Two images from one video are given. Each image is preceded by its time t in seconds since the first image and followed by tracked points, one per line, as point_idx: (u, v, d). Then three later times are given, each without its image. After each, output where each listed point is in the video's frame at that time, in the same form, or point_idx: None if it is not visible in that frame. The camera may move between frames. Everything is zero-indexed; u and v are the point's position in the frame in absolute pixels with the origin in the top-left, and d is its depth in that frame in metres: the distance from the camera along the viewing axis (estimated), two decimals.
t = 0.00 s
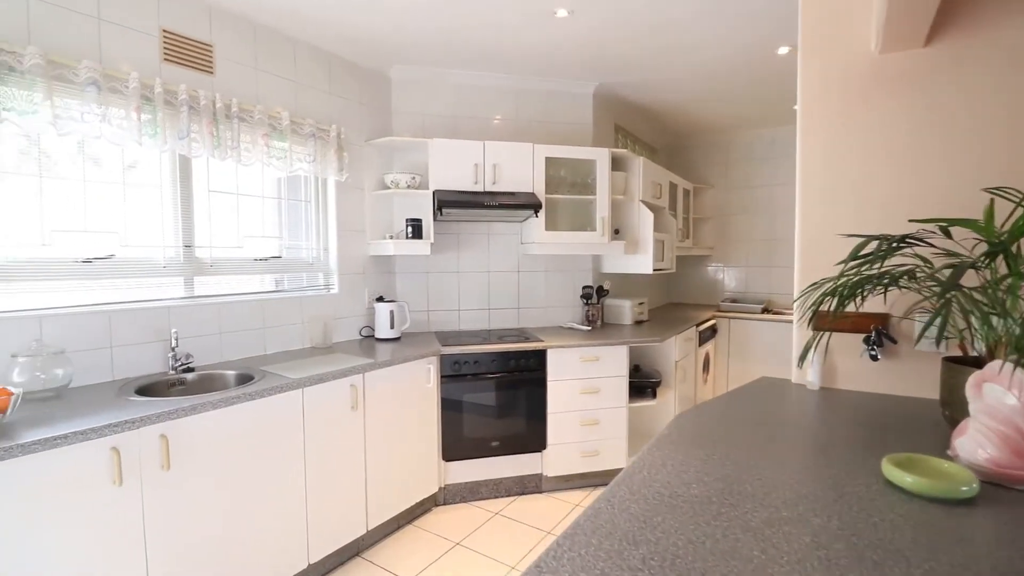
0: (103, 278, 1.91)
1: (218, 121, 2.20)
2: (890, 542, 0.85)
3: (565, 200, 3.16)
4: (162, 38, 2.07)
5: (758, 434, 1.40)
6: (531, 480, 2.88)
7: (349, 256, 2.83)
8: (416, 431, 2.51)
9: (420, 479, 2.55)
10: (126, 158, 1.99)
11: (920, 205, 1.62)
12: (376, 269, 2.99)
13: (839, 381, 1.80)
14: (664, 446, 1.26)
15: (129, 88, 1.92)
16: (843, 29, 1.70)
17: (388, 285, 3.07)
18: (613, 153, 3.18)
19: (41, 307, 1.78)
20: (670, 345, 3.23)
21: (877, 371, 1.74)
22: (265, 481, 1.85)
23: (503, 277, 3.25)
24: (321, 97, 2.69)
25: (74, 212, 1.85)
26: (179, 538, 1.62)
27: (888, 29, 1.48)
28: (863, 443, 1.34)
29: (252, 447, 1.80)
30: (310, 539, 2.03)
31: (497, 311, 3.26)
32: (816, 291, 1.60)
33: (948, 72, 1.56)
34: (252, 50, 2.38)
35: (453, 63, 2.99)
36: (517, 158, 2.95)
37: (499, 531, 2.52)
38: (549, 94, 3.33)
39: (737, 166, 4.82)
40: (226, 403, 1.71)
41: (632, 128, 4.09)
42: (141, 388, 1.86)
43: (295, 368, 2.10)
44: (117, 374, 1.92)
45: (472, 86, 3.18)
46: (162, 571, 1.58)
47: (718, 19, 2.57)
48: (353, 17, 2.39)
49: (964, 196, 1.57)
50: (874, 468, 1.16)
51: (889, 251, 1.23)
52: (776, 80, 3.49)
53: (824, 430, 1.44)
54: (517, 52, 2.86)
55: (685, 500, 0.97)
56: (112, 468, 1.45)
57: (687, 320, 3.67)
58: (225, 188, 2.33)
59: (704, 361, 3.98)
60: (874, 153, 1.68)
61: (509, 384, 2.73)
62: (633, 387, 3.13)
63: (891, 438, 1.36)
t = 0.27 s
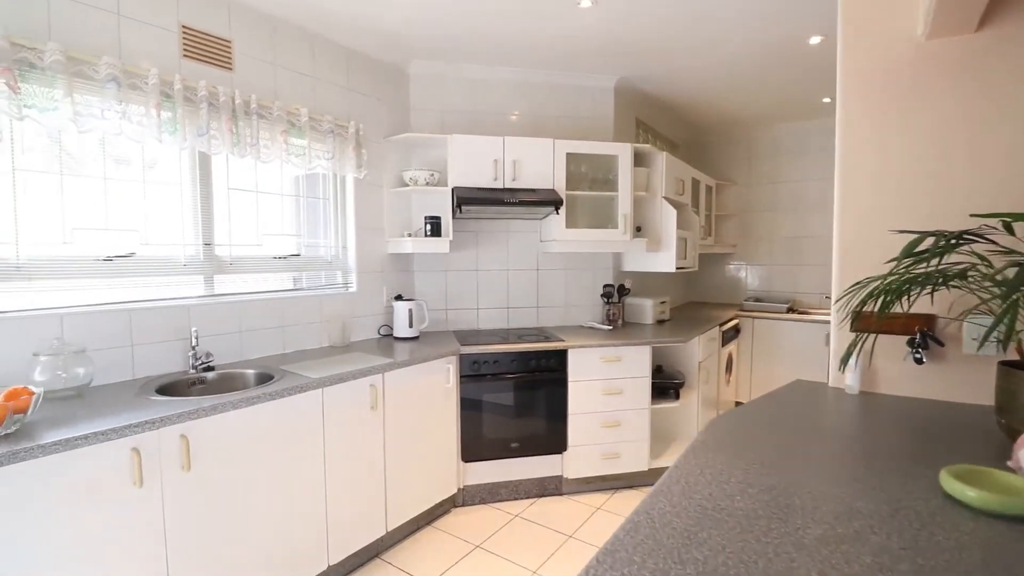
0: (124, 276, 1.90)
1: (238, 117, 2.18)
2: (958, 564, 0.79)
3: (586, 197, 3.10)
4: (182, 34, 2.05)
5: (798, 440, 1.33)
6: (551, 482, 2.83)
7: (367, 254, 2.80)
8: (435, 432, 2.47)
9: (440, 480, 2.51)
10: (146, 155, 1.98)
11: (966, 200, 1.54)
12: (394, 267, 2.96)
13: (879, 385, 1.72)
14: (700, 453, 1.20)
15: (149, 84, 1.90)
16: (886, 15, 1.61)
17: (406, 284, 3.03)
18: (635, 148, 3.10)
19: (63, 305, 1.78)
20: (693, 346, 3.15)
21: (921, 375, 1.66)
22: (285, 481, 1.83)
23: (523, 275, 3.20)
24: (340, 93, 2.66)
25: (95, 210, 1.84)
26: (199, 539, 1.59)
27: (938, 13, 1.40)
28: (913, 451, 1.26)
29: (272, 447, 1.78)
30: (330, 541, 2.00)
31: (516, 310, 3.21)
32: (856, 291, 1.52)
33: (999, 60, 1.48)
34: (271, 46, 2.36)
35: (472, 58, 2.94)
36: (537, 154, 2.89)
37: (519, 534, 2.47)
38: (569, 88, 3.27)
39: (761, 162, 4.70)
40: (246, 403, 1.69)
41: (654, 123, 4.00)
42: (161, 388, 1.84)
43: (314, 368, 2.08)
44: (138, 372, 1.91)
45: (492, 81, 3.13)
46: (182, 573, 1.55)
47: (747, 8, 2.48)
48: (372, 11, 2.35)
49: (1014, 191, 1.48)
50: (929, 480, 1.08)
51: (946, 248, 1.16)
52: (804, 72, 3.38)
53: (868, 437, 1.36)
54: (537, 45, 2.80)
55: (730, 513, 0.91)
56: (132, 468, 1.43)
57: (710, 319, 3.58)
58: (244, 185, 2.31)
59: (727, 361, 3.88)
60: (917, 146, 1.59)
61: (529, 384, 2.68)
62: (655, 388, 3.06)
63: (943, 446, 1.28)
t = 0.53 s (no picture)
0: (133, 274, 1.86)
1: (248, 112, 2.13)
2: None
3: (602, 193, 3.03)
4: (191, 26, 2.00)
5: (836, 448, 1.26)
6: (565, 484, 2.78)
7: (378, 251, 2.76)
8: (449, 433, 2.42)
9: (453, 482, 2.47)
10: (155, 151, 1.94)
11: (1005, 197, 1.47)
12: (406, 265, 2.91)
13: (915, 388, 1.64)
14: (735, 462, 1.14)
15: (158, 78, 1.86)
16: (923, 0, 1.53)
17: (418, 282, 2.98)
18: (651, 142, 3.03)
19: (71, 304, 1.74)
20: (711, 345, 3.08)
21: (960, 378, 1.58)
22: (297, 484, 1.78)
23: (536, 272, 3.14)
24: (351, 87, 2.61)
25: (104, 207, 1.81)
26: (210, 544, 1.55)
27: None
28: (961, 460, 1.19)
29: (285, 450, 1.73)
30: (343, 544, 1.96)
31: (529, 308, 3.15)
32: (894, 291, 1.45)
33: None
34: (282, 38, 2.30)
35: (485, 51, 2.87)
36: (552, 149, 2.82)
37: (534, 537, 2.42)
38: (584, 82, 3.20)
39: (777, 157, 4.60)
40: (258, 405, 1.64)
41: (669, 117, 3.92)
42: (171, 389, 1.80)
43: (326, 368, 2.03)
44: (147, 372, 1.87)
45: (505, 74, 3.06)
46: None
47: None
48: (385, 2, 2.29)
49: None
50: (984, 492, 1.01)
51: (1003, 246, 1.08)
52: (825, 64, 3.29)
53: (910, 444, 1.29)
54: (552, 38, 2.73)
55: (777, 531, 0.85)
56: (141, 473, 1.39)
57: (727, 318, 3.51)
58: (255, 181, 2.27)
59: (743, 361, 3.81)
60: (954, 139, 1.52)
61: (544, 384, 2.62)
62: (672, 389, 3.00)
63: (992, 455, 1.21)
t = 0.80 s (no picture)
0: (142, 272, 1.81)
1: (259, 105, 2.07)
2: None
3: (619, 189, 2.95)
4: (201, 17, 1.94)
5: (883, 457, 1.19)
6: (581, 487, 2.71)
7: (391, 249, 2.69)
8: (463, 435, 2.36)
9: (468, 486, 2.41)
10: (164, 145, 1.89)
11: None
12: (418, 263, 2.85)
13: (957, 394, 1.56)
14: (780, 474, 1.07)
15: (167, 69, 1.80)
16: None
17: (430, 280, 2.92)
18: (670, 137, 2.95)
19: (79, 302, 1.69)
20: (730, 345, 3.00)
21: (1006, 383, 1.50)
22: (310, 489, 1.73)
23: (550, 271, 3.07)
24: (363, 80, 2.54)
25: (112, 203, 1.75)
26: (222, 552, 1.50)
27: None
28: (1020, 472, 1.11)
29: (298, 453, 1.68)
30: (357, 551, 1.90)
31: (543, 307, 3.08)
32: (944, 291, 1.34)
33: None
34: (293, 30, 2.24)
35: (500, 44, 2.80)
36: (568, 144, 2.75)
37: (551, 542, 2.35)
38: (600, 75, 3.12)
39: (794, 153, 4.51)
40: (271, 408, 1.59)
41: (685, 112, 3.83)
42: (181, 390, 1.74)
43: (340, 369, 1.98)
44: (156, 373, 1.82)
45: (519, 68, 2.99)
46: None
47: None
48: None
49: None
50: None
51: None
52: (849, 56, 3.19)
53: (961, 453, 1.22)
54: (569, 29, 2.66)
55: (839, 555, 0.78)
56: (152, 479, 1.33)
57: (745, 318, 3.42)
58: (266, 177, 2.21)
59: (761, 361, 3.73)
60: (999, 133, 1.49)
61: (560, 385, 2.55)
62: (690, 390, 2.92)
63: None
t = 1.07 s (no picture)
0: (149, 270, 1.76)
1: (268, 98, 2.02)
2: None
3: (634, 185, 2.89)
4: (208, 8, 1.89)
5: (929, 465, 1.13)
6: (596, 490, 2.66)
7: (401, 246, 2.64)
8: (476, 436, 2.31)
9: (481, 488, 2.35)
10: (171, 139, 1.84)
11: None
12: (429, 260, 2.79)
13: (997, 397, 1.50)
14: (825, 486, 1.01)
15: (174, 61, 1.75)
16: None
17: (441, 277, 2.86)
18: (686, 131, 2.88)
19: (85, 301, 1.64)
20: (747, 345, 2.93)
21: None
22: (322, 493, 1.68)
23: (563, 268, 3.01)
24: (373, 73, 2.48)
25: (119, 200, 1.71)
26: (232, 560, 1.45)
27: None
28: None
29: (310, 457, 1.63)
30: (369, 556, 1.86)
31: (556, 306, 3.02)
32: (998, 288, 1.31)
33: None
34: (302, 22, 2.18)
35: (512, 36, 2.74)
36: (582, 138, 2.68)
37: (566, 546, 2.30)
38: (614, 68, 3.05)
39: (810, 148, 4.42)
40: (282, 410, 1.53)
41: (698, 106, 3.75)
42: (190, 391, 1.69)
43: (352, 369, 1.92)
44: (164, 373, 1.77)
45: (532, 61, 2.92)
46: None
47: None
48: None
49: None
50: None
51: None
52: (870, 49, 3.10)
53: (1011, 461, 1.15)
54: (584, 21, 2.59)
55: None
56: (160, 485, 1.29)
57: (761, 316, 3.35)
58: (275, 173, 2.16)
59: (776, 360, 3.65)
60: None
61: (575, 386, 2.49)
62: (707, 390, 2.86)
63: None
